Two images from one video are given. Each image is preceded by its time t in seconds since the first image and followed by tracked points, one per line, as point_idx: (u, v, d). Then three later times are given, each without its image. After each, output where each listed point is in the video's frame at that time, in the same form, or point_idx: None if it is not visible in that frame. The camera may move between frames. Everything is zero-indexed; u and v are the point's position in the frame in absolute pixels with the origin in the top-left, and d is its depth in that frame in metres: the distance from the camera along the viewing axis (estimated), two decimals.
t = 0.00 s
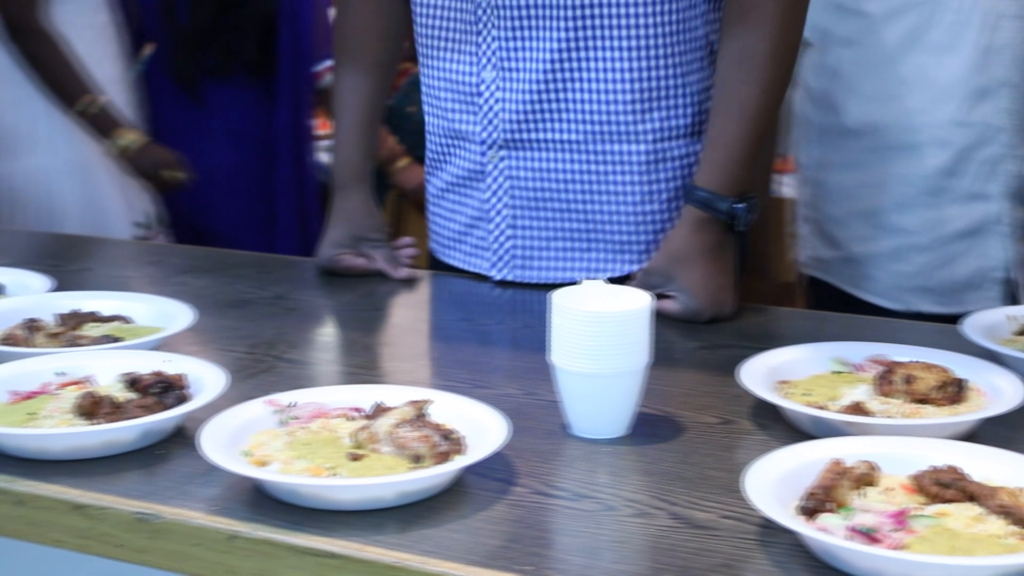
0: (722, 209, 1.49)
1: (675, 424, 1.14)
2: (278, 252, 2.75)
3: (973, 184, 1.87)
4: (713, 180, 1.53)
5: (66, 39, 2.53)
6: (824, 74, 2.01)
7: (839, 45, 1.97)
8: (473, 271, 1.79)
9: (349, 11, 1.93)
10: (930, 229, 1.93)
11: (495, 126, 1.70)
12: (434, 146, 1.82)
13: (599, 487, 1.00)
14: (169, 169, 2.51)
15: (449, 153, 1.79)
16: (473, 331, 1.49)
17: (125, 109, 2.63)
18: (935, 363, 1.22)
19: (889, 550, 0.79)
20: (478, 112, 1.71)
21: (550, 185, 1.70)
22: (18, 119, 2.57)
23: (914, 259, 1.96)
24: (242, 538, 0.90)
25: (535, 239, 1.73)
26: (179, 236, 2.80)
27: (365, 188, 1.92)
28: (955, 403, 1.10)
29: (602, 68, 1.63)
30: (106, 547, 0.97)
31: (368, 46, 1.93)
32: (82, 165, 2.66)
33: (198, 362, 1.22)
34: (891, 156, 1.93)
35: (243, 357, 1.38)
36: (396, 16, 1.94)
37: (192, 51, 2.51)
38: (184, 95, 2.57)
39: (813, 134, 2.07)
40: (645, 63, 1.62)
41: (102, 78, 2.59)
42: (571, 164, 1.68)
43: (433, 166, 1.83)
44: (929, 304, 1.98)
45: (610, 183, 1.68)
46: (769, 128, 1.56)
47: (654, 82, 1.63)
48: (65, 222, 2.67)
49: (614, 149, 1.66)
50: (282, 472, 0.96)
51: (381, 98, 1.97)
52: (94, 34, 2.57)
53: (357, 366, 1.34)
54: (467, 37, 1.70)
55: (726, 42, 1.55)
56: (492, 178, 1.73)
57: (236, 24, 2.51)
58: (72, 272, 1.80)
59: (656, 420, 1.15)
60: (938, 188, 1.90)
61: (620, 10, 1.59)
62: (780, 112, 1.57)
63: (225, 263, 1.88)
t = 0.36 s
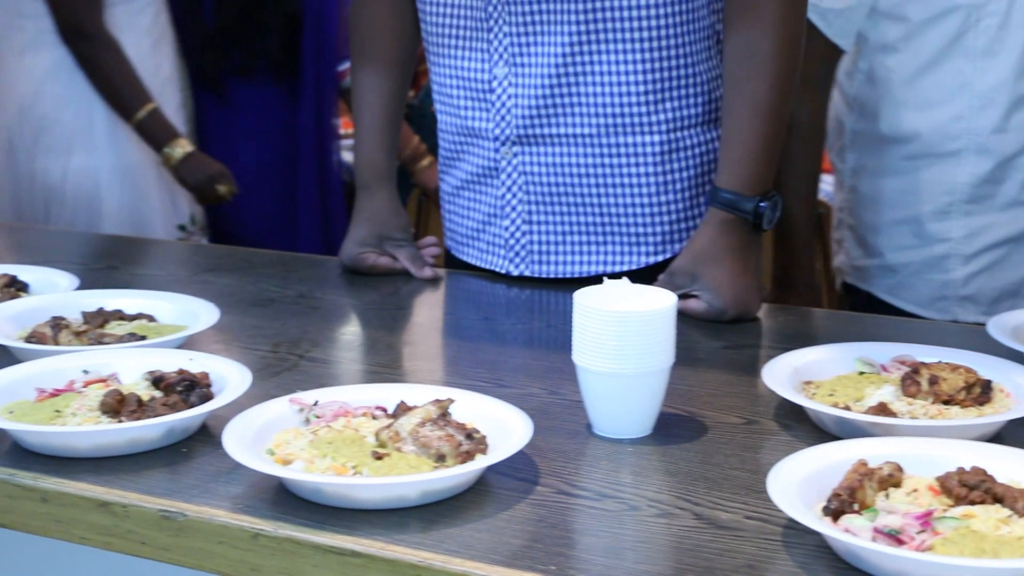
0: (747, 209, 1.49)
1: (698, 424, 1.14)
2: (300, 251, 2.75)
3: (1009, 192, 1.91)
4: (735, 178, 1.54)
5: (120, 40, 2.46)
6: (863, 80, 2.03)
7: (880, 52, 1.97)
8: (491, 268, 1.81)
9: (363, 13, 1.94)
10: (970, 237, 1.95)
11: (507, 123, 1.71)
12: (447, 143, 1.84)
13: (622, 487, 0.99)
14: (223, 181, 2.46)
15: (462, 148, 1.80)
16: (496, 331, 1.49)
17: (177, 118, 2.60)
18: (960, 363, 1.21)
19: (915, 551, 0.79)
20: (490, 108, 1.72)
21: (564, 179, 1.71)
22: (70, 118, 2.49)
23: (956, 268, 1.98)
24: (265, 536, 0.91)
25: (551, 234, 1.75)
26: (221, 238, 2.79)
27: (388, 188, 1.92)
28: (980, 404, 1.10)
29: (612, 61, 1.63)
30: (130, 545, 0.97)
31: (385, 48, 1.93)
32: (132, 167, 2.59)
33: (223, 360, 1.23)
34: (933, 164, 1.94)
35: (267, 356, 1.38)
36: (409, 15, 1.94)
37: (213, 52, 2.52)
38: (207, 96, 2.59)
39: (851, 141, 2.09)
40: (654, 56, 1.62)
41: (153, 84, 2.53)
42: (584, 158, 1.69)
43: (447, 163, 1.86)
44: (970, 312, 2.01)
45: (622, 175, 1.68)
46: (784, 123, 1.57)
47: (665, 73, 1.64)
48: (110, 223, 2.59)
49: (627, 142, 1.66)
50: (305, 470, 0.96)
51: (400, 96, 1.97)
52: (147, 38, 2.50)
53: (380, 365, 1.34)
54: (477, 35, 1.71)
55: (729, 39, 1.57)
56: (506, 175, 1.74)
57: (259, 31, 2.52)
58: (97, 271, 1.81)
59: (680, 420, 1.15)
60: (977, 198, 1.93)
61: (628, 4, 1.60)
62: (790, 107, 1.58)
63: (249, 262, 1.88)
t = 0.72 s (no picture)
0: (769, 207, 1.49)
1: (722, 424, 1.13)
2: (325, 250, 2.76)
3: None
4: (756, 177, 1.55)
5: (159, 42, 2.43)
6: (895, 83, 1.94)
7: (913, 54, 1.89)
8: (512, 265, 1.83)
9: (380, 13, 1.94)
10: (1006, 243, 1.90)
11: (524, 120, 1.73)
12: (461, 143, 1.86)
13: (644, 487, 0.99)
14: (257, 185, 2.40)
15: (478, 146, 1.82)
16: (519, 330, 1.49)
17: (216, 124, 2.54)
18: (986, 364, 1.20)
19: (939, 553, 0.78)
20: (507, 105, 1.74)
21: (582, 175, 1.74)
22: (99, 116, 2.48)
23: (992, 274, 1.92)
24: (288, 534, 0.91)
25: (570, 230, 1.77)
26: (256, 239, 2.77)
27: (412, 186, 1.92)
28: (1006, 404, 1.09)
29: (629, 57, 1.66)
30: (153, 542, 0.98)
31: (404, 46, 1.93)
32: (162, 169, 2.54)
33: (246, 358, 1.23)
34: (968, 168, 1.88)
35: (290, 354, 1.38)
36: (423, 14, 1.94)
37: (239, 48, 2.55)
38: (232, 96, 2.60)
39: (883, 144, 2.00)
40: (670, 51, 1.65)
41: (191, 89, 2.49)
42: (602, 154, 1.72)
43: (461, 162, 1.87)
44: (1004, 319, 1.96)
45: (640, 170, 1.71)
46: (801, 119, 1.58)
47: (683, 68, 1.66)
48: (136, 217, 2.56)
49: (646, 136, 1.69)
50: (328, 469, 0.96)
51: (419, 94, 1.97)
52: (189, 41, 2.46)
53: (403, 364, 1.34)
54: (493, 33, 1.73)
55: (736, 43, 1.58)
56: (524, 171, 1.76)
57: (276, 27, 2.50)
58: (121, 269, 1.81)
59: (703, 420, 1.15)
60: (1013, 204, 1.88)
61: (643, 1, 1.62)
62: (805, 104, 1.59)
63: (271, 260, 1.89)
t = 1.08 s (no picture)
0: (791, 204, 1.49)
1: (745, 423, 1.13)
2: (350, 246, 2.76)
3: None
4: (778, 174, 1.55)
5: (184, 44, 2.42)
6: (940, 85, 1.82)
7: (961, 53, 1.78)
8: (534, 263, 1.83)
9: (398, 11, 1.94)
10: None
11: (545, 117, 1.73)
12: (481, 139, 1.87)
13: (666, 486, 0.99)
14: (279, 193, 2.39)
15: (496, 141, 1.83)
16: (541, 328, 1.49)
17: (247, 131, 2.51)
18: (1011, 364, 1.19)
19: (964, 554, 0.78)
20: (528, 102, 1.74)
21: (602, 170, 1.73)
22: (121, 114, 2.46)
23: None
24: (310, 532, 0.91)
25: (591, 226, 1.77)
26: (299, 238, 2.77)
27: (434, 183, 1.93)
28: None
29: (647, 52, 1.65)
30: (176, 539, 0.98)
31: (423, 43, 1.93)
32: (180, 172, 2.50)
33: (268, 356, 1.23)
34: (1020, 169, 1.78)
35: (312, 352, 1.39)
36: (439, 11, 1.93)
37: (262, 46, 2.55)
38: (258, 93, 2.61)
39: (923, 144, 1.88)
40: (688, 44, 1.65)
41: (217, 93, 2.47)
42: (623, 149, 1.71)
43: (482, 158, 1.88)
44: None
45: (661, 165, 1.71)
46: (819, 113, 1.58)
47: (696, 61, 1.67)
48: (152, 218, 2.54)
49: (666, 130, 1.69)
50: (350, 467, 0.96)
51: (439, 91, 1.97)
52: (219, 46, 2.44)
53: (425, 362, 1.34)
54: (513, 29, 1.73)
55: (750, 45, 1.57)
56: (545, 168, 1.76)
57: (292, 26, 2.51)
58: (144, 266, 1.82)
59: (727, 420, 1.14)
60: None
61: None
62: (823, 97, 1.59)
63: (293, 258, 1.89)
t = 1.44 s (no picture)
0: (815, 202, 1.47)
1: (769, 422, 1.12)
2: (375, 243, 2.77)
3: None
4: (801, 171, 1.54)
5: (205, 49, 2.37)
6: (1008, 80, 1.74)
7: None
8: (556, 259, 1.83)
9: (418, 8, 1.93)
10: None
11: (564, 114, 1.72)
12: (498, 135, 1.86)
13: (690, 485, 0.98)
14: (284, 196, 2.37)
15: (515, 138, 1.83)
16: (563, 326, 1.48)
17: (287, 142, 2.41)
18: None
19: (991, 555, 0.77)
20: (546, 100, 1.74)
21: (623, 166, 1.73)
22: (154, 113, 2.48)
23: None
24: (334, 529, 0.91)
25: (612, 222, 1.77)
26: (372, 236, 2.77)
27: (456, 180, 1.93)
28: None
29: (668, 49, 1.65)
30: (199, 535, 0.98)
31: (443, 40, 1.93)
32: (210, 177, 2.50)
33: (291, 352, 1.23)
34: None
35: (334, 348, 1.39)
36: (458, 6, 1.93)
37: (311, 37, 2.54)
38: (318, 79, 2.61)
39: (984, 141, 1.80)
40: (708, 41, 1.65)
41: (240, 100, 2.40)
42: (644, 145, 1.71)
43: (499, 154, 1.88)
44: None
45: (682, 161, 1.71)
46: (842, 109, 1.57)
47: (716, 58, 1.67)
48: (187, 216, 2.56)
49: (688, 125, 1.69)
50: (373, 464, 0.96)
51: (458, 86, 1.97)
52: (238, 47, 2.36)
53: (447, 359, 1.34)
54: (530, 27, 1.72)
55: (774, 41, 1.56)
56: (565, 165, 1.76)
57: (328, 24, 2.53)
58: (166, 263, 1.82)
59: (750, 418, 1.14)
60: None
61: None
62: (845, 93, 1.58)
63: (315, 255, 1.89)
